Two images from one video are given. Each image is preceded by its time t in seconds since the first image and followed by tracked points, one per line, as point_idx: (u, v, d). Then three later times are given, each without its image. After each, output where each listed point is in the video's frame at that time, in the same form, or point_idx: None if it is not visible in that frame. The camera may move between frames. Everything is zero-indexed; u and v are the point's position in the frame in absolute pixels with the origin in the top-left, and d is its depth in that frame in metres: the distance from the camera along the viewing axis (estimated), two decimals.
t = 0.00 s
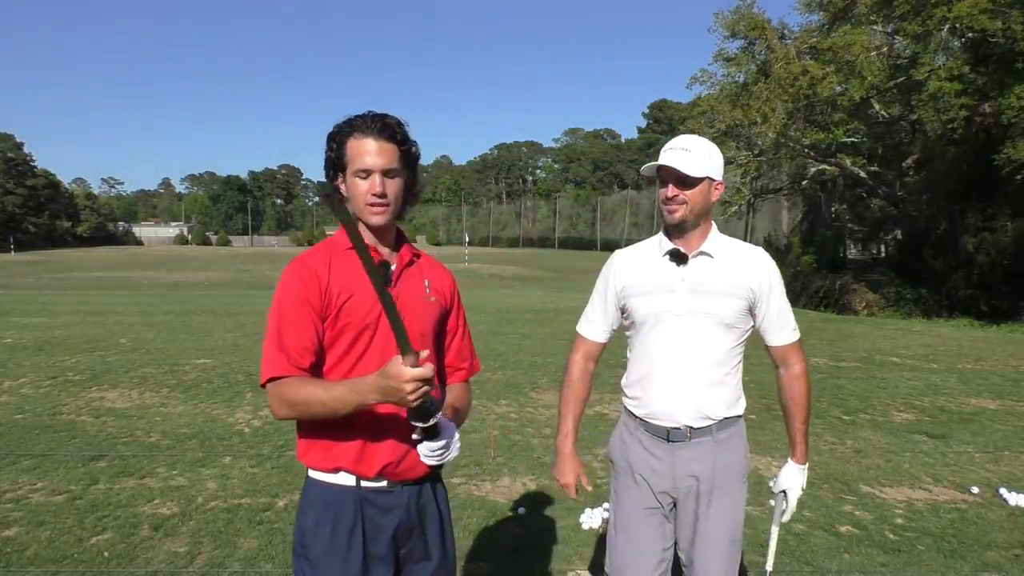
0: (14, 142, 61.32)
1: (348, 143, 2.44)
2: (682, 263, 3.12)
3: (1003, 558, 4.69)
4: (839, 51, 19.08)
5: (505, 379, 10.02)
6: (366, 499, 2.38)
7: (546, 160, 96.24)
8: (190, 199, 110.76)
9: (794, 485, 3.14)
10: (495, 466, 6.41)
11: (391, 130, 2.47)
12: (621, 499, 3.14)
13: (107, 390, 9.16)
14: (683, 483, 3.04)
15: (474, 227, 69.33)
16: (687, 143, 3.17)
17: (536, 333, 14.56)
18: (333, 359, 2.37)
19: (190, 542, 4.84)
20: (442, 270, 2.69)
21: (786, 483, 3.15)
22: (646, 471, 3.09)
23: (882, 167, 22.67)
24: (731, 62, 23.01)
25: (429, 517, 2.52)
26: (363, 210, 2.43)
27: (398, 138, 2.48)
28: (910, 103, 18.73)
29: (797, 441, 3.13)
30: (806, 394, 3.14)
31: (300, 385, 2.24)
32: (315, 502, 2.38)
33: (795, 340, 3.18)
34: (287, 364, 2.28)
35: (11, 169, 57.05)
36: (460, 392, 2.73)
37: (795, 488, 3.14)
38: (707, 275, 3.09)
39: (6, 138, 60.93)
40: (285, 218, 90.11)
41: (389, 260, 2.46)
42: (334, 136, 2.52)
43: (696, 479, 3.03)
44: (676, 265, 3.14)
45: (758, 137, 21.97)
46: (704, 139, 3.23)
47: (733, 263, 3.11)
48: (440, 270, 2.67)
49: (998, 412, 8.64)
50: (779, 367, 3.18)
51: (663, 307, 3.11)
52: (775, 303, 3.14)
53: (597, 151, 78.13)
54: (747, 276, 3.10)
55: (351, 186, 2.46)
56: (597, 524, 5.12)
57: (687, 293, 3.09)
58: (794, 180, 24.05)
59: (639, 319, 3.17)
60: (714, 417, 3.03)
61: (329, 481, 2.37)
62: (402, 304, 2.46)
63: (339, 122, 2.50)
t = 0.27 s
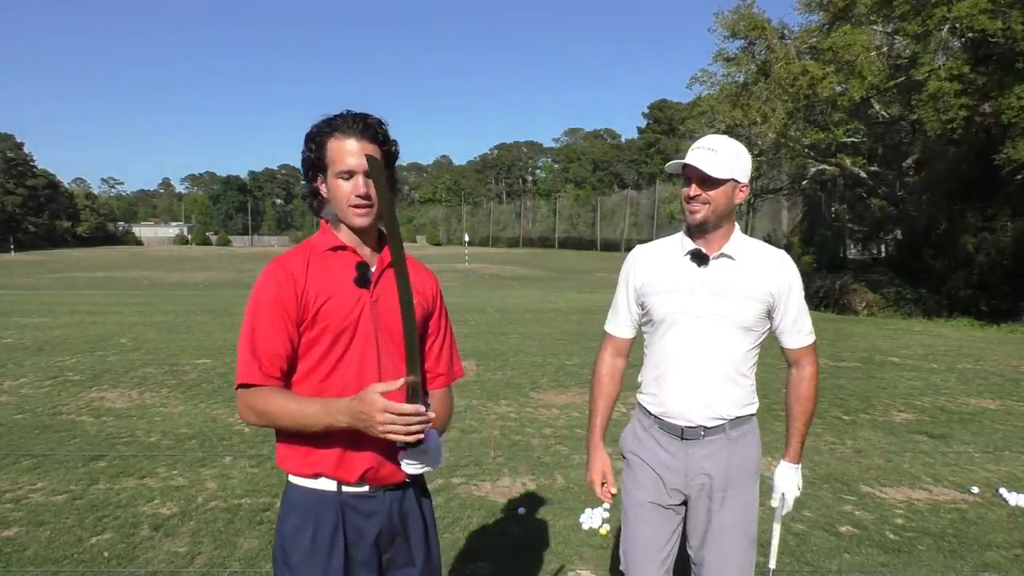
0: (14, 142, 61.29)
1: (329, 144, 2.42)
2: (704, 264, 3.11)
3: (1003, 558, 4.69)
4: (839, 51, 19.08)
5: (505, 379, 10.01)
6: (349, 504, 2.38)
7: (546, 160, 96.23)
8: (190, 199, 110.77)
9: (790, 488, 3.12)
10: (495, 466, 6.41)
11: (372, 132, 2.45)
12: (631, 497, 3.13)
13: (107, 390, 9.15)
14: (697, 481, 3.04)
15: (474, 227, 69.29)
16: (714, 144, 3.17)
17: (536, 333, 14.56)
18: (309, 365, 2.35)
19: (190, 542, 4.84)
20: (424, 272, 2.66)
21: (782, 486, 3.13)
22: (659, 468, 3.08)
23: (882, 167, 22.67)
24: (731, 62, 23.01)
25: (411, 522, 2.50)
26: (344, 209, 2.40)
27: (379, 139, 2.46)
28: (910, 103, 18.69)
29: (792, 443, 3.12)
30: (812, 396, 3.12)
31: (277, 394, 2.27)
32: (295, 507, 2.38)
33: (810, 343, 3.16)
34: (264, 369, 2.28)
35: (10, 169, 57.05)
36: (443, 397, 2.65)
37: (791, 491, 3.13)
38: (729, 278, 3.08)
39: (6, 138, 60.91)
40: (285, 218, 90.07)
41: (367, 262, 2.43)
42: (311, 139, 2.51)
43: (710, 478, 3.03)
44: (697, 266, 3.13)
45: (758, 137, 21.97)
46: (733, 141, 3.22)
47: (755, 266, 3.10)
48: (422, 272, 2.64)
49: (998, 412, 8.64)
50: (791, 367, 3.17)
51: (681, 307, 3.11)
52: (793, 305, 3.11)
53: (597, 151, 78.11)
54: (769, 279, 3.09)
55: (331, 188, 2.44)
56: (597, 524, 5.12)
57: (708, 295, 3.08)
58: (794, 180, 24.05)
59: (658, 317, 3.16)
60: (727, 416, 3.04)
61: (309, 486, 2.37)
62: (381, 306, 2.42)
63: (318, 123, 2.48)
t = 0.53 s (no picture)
0: (14, 142, 61.25)
1: (313, 145, 2.41)
2: (710, 265, 3.10)
3: (1003, 558, 4.69)
4: (839, 51, 19.08)
5: (505, 379, 10.02)
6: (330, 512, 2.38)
7: (546, 160, 96.24)
8: (190, 199, 110.76)
9: (798, 489, 3.15)
10: (495, 466, 6.41)
11: (359, 133, 2.44)
12: (633, 496, 3.13)
13: (107, 390, 9.15)
14: (700, 479, 3.05)
15: (474, 227, 69.30)
16: (719, 143, 3.17)
17: (536, 332, 14.56)
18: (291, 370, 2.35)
19: (190, 542, 4.84)
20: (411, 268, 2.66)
21: (791, 486, 3.16)
22: (661, 467, 3.09)
23: (882, 167, 22.68)
24: (731, 62, 23.02)
25: (397, 525, 2.51)
26: (330, 213, 2.40)
27: (366, 141, 2.45)
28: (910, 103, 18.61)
29: (796, 445, 3.15)
30: (817, 395, 3.14)
31: (260, 402, 2.28)
32: (281, 512, 2.37)
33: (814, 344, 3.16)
34: (246, 375, 2.29)
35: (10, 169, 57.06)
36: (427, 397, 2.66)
37: (797, 492, 3.16)
38: (733, 279, 3.08)
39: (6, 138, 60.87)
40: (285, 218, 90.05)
41: (352, 264, 2.44)
42: (296, 135, 2.48)
43: (713, 476, 3.03)
44: (702, 267, 3.12)
45: (758, 137, 21.97)
46: (739, 140, 3.22)
47: (761, 268, 3.09)
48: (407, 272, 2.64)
49: (998, 412, 8.63)
50: (795, 368, 3.16)
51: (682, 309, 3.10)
52: (798, 307, 3.11)
53: (597, 151, 78.10)
54: (774, 282, 3.08)
55: (316, 188, 2.43)
56: (596, 523, 5.12)
57: (712, 296, 3.07)
58: (794, 180, 24.05)
59: (662, 319, 3.16)
60: (730, 417, 3.03)
61: (295, 491, 2.37)
62: (365, 308, 2.42)
63: (303, 121, 2.46)
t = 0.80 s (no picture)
0: (14, 142, 61.23)
1: (302, 143, 2.41)
2: (698, 265, 3.10)
3: (1003, 558, 4.69)
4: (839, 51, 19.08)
5: (505, 379, 10.02)
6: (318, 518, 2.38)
7: (546, 160, 96.21)
8: (190, 199, 110.75)
9: (808, 492, 3.08)
10: (495, 466, 6.41)
11: (349, 132, 2.45)
12: (626, 499, 3.14)
13: (106, 391, 9.15)
14: (693, 482, 3.04)
15: (474, 226, 69.32)
16: (704, 141, 3.16)
17: (536, 333, 14.56)
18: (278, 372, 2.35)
19: (190, 542, 4.84)
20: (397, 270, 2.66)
21: (798, 491, 3.09)
22: (654, 470, 3.09)
23: (882, 167, 22.68)
24: (731, 62, 23.03)
25: (388, 527, 2.52)
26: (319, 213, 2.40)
27: (354, 140, 2.47)
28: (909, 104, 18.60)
29: (800, 443, 3.08)
30: (814, 394, 3.13)
31: (247, 404, 2.27)
32: (270, 517, 2.37)
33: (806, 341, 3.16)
34: (234, 377, 2.28)
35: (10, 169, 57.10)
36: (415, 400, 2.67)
37: (810, 496, 3.09)
38: (722, 277, 3.08)
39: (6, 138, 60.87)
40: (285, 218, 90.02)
41: (339, 266, 2.45)
42: (284, 135, 2.48)
43: (705, 479, 3.03)
44: (691, 266, 3.12)
45: (758, 137, 21.98)
46: (724, 138, 3.21)
47: (751, 267, 3.09)
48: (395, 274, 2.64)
49: (998, 412, 8.63)
50: (789, 366, 3.17)
51: (674, 309, 3.10)
52: (788, 304, 3.11)
53: (597, 151, 78.09)
54: (765, 281, 3.09)
55: (304, 187, 2.43)
56: (596, 523, 5.12)
57: (701, 295, 3.08)
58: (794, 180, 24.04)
59: (649, 321, 3.17)
60: (724, 419, 3.03)
61: (284, 496, 2.37)
62: (353, 311, 2.43)
63: (292, 120, 2.46)
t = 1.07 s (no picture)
0: (14, 142, 61.24)
1: (292, 137, 2.44)
2: (673, 264, 3.12)
3: (1003, 558, 4.69)
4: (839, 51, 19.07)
5: (505, 379, 10.01)
6: (312, 520, 2.37)
7: (546, 159, 96.19)
8: (190, 199, 110.76)
9: (817, 485, 2.94)
10: (495, 466, 6.41)
11: (339, 126, 2.48)
12: (615, 502, 3.16)
13: (107, 390, 9.15)
14: (674, 485, 3.04)
15: (474, 226, 69.33)
16: (676, 142, 3.17)
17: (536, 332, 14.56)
18: (271, 373, 2.34)
19: (190, 542, 4.84)
20: (386, 272, 2.67)
21: (805, 486, 2.95)
22: (635, 474, 3.10)
23: (882, 167, 22.68)
24: (731, 62, 23.04)
25: (384, 527, 2.53)
26: (308, 207, 2.42)
27: (345, 134, 2.50)
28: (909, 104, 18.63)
29: (801, 436, 2.97)
30: (811, 387, 3.04)
31: (242, 408, 2.25)
32: (264, 520, 2.37)
33: (795, 334, 3.10)
34: (229, 379, 2.26)
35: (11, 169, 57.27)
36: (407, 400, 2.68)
37: (821, 491, 2.96)
38: (698, 276, 3.07)
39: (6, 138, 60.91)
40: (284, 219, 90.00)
41: (331, 267, 2.46)
42: (275, 130, 2.50)
43: (686, 481, 3.02)
44: (666, 266, 3.15)
45: (758, 137, 22.00)
46: (696, 139, 3.22)
47: (730, 263, 3.07)
48: (385, 275, 2.65)
49: (998, 412, 8.63)
50: (783, 359, 3.09)
51: (659, 309, 3.10)
52: (772, 296, 3.07)
53: (597, 151, 78.11)
54: (746, 275, 3.06)
55: (293, 182, 2.44)
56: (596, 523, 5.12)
57: (678, 294, 3.08)
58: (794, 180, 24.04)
59: (628, 319, 3.22)
60: (706, 419, 3.01)
61: (280, 499, 2.37)
62: (346, 311, 2.44)
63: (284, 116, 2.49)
